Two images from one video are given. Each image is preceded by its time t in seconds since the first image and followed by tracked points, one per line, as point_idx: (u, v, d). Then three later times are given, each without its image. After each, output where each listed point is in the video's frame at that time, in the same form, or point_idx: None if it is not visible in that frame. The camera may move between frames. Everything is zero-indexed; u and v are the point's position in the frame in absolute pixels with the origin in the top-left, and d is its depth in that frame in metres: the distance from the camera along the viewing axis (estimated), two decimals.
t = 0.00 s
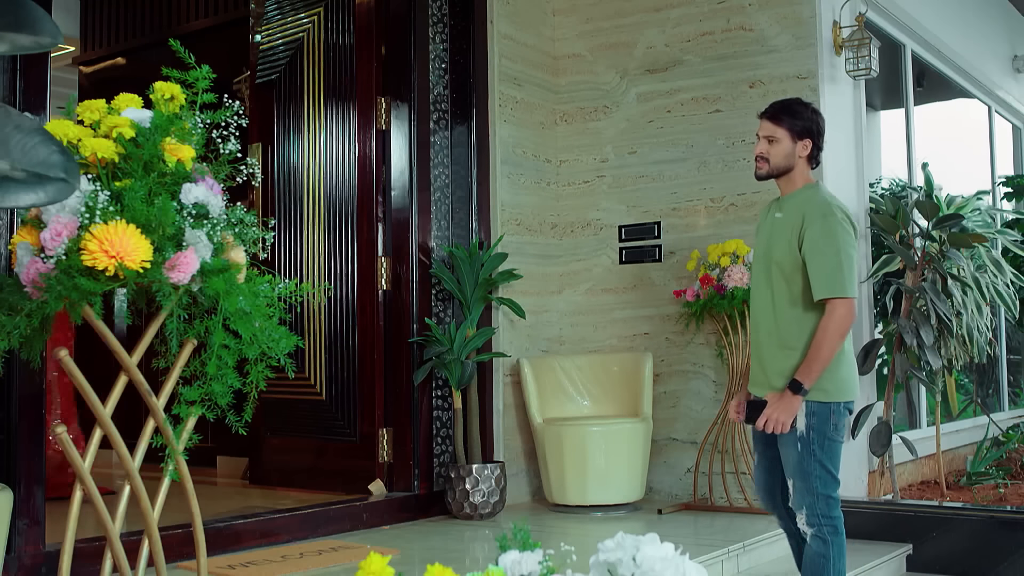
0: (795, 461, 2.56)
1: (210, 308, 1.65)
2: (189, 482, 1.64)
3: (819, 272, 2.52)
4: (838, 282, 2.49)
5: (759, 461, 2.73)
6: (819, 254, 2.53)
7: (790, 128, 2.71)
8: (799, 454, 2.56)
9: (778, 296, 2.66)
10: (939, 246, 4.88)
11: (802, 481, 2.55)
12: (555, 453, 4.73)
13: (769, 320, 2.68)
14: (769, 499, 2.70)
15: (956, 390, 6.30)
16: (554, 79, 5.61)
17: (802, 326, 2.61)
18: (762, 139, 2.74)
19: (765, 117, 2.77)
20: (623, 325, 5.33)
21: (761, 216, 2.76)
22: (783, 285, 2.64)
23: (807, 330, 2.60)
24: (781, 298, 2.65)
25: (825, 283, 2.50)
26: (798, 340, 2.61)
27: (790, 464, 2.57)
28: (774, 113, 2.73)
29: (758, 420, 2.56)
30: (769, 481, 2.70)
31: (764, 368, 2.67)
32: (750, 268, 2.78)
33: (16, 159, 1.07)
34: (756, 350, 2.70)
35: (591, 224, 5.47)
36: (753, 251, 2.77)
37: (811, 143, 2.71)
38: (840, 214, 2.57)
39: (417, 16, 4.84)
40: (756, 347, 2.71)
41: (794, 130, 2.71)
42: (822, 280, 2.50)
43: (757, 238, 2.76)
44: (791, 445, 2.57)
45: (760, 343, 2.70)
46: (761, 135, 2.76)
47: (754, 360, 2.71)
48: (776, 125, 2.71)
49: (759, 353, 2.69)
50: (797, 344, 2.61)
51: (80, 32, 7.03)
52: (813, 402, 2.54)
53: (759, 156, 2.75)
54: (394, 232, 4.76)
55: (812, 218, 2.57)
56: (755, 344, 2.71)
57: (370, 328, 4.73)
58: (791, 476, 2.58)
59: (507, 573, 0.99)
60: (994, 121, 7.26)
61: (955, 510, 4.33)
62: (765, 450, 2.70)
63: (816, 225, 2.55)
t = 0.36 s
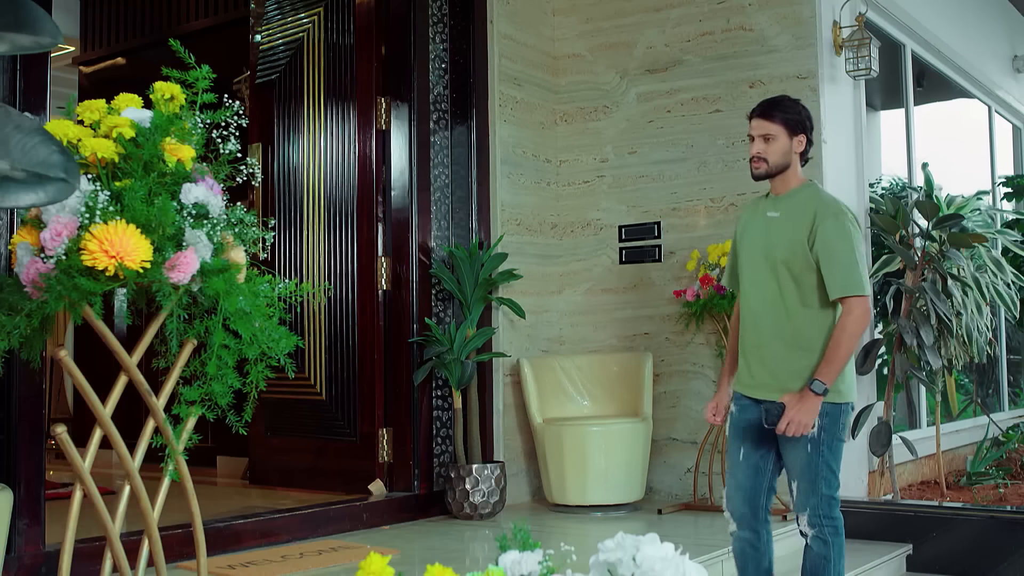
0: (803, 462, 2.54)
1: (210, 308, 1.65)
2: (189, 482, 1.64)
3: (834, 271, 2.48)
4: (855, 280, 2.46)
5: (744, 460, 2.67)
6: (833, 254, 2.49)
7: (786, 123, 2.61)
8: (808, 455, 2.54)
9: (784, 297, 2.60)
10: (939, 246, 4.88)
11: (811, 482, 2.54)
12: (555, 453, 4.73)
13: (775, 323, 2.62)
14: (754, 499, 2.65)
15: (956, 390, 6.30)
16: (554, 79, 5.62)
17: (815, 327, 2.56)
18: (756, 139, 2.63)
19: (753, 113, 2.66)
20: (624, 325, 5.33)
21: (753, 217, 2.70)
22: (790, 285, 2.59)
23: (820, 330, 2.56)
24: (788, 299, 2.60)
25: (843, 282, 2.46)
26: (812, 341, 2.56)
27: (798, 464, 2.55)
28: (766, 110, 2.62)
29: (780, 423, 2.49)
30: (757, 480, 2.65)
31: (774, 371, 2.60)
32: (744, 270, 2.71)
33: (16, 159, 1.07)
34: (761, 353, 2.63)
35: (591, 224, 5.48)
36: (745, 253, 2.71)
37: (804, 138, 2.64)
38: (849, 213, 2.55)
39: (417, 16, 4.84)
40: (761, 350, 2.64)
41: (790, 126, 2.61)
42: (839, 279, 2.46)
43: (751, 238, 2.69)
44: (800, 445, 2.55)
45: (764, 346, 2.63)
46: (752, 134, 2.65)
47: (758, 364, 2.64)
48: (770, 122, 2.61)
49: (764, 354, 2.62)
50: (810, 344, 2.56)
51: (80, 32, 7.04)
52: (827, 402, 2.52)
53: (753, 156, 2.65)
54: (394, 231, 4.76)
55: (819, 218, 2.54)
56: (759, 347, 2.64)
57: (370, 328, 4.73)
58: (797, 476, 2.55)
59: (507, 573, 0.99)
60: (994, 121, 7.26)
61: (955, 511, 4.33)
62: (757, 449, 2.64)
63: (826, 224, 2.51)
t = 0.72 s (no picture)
0: (802, 462, 2.48)
1: (210, 308, 1.65)
2: (189, 481, 1.64)
3: (833, 267, 2.43)
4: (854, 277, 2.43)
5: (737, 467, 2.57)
6: (830, 251, 2.43)
7: (761, 119, 2.53)
8: (807, 455, 2.48)
9: (776, 298, 2.51)
10: (939, 246, 4.88)
11: (811, 483, 2.48)
12: (555, 453, 4.73)
13: (768, 325, 2.52)
14: (751, 505, 2.56)
15: (956, 390, 6.29)
16: (554, 79, 5.62)
17: (811, 325, 2.49)
18: (732, 137, 2.55)
19: (725, 112, 2.59)
20: (624, 324, 5.34)
21: (729, 218, 2.60)
22: (782, 286, 2.50)
23: (816, 328, 2.50)
24: (781, 300, 2.51)
25: (844, 278, 2.42)
26: (811, 341, 2.49)
27: (797, 466, 2.48)
28: (740, 107, 2.55)
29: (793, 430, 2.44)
30: (752, 487, 2.55)
31: (773, 375, 2.50)
32: (725, 272, 2.60)
33: (16, 159, 1.07)
34: (755, 357, 2.53)
35: (591, 224, 5.48)
36: (724, 254, 2.60)
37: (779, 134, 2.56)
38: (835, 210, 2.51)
39: (417, 16, 4.84)
40: (754, 354, 2.53)
41: (766, 121, 2.53)
42: (840, 277, 2.42)
43: (730, 240, 2.58)
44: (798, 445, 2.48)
45: (760, 350, 2.52)
46: (727, 132, 2.57)
47: (753, 369, 2.53)
48: (745, 119, 2.53)
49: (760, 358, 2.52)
50: (808, 344, 2.49)
51: (80, 32, 7.03)
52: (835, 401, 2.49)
53: (730, 155, 2.57)
54: (394, 231, 4.76)
55: (808, 215, 2.47)
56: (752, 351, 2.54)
57: (370, 328, 4.73)
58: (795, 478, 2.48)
59: (507, 573, 0.99)
60: (994, 121, 7.26)
61: (955, 511, 4.33)
62: (750, 454, 2.55)
63: (818, 221, 2.45)
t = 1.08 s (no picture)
0: (788, 461, 2.44)
1: (210, 308, 1.65)
2: (189, 482, 1.63)
3: (816, 260, 2.42)
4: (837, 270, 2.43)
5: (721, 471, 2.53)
6: (813, 244, 2.43)
7: (732, 114, 2.49)
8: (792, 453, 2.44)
9: (756, 294, 2.47)
10: (939, 246, 4.88)
11: (798, 481, 2.45)
12: (555, 453, 4.73)
13: (750, 322, 2.48)
14: (739, 508, 2.53)
15: (956, 390, 6.30)
16: (554, 79, 5.62)
17: (791, 321, 2.47)
18: (705, 133, 2.49)
19: (693, 110, 2.53)
20: (624, 324, 5.34)
21: (702, 216, 2.55)
22: (763, 281, 2.47)
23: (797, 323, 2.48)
24: (762, 296, 2.47)
25: (827, 270, 2.42)
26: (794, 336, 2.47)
27: (781, 465, 2.44)
28: (710, 103, 2.50)
29: (768, 411, 2.37)
30: (736, 489, 2.52)
31: (757, 372, 2.46)
32: (700, 271, 2.54)
33: (16, 159, 1.06)
34: (737, 355, 2.48)
35: (591, 224, 5.48)
36: (699, 252, 2.55)
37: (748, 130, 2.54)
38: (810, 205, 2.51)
39: (417, 16, 4.84)
40: (735, 352, 2.48)
41: (736, 116, 2.49)
42: (825, 271, 2.41)
43: (705, 238, 2.54)
44: (783, 444, 2.44)
45: (741, 348, 2.48)
46: (698, 130, 2.51)
47: (736, 367, 2.48)
48: (717, 114, 2.48)
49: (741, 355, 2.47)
50: (790, 339, 2.46)
51: (80, 32, 7.03)
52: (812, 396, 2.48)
53: (704, 152, 2.51)
54: (394, 231, 4.76)
55: (787, 209, 2.46)
56: (734, 349, 2.49)
57: (370, 328, 4.73)
58: (781, 478, 2.45)
59: (507, 573, 0.99)
60: (994, 121, 7.26)
61: (955, 511, 4.33)
62: (733, 458, 2.51)
63: (799, 214, 2.44)
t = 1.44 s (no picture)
0: (773, 456, 2.37)
1: (209, 308, 1.65)
2: (189, 481, 1.63)
3: (800, 262, 2.40)
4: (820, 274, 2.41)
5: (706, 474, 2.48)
6: (797, 246, 2.40)
7: (717, 114, 2.46)
8: (776, 446, 2.38)
9: (738, 296, 2.43)
10: (939, 246, 4.88)
11: (782, 475, 2.38)
12: (555, 453, 4.73)
13: (731, 323, 2.42)
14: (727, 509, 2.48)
15: (956, 390, 6.30)
16: (554, 79, 5.62)
17: (773, 324, 2.42)
18: (690, 132, 2.45)
19: (677, 108, 2.49)
20: (623, 325, 5.35)
21: (684, 216, 2.51)
22: (745, 282, 2.43)
23: (778, 326, 2.44)
24: (744, 298, 2.43)
25: (812, 273, 2.39)
26: (775, 338, 2.42)
27: (765, 461, 2.37)
28: (695, 102, 2.46)
29: (781, 423, 2.34)
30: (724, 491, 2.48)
31: (738, 373, 2.40)
32: (682, 271, 2.50)
33: (16, 159, 1.06)
34: (717, 356, 2.42)
35: (591, 224, 5.48)
36: (680, 253, 2.50)
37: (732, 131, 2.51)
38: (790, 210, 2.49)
39: (417, 16, 4.84)
40: (716, 353, 2.43)
41: (722, 116, 2.46)
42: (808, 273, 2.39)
43: (687, 239, 2.50)
44: (769, 438, 2.37)
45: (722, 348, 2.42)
46: (682, 128, 2.47)
47: (717, 368, 2.42)
48: (702, 113, 2.45)
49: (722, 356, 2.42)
50: (771, 341, 2.42)
51: (80, 32, 7.03)
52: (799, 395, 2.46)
53: (688, 150, 2.47)
54: (394, 231, 4.75)
55: (771, 211, 2.43)
56: (714, 350, 2.43)
57: (370, 328, 4.73)
58: (766, 472, 2.38)
59: (507, 573, 0.99)
60: (994, 121, 7.26)
61: (956, 510, 4.33)
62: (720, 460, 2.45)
63: (783, 216, 2.42)
